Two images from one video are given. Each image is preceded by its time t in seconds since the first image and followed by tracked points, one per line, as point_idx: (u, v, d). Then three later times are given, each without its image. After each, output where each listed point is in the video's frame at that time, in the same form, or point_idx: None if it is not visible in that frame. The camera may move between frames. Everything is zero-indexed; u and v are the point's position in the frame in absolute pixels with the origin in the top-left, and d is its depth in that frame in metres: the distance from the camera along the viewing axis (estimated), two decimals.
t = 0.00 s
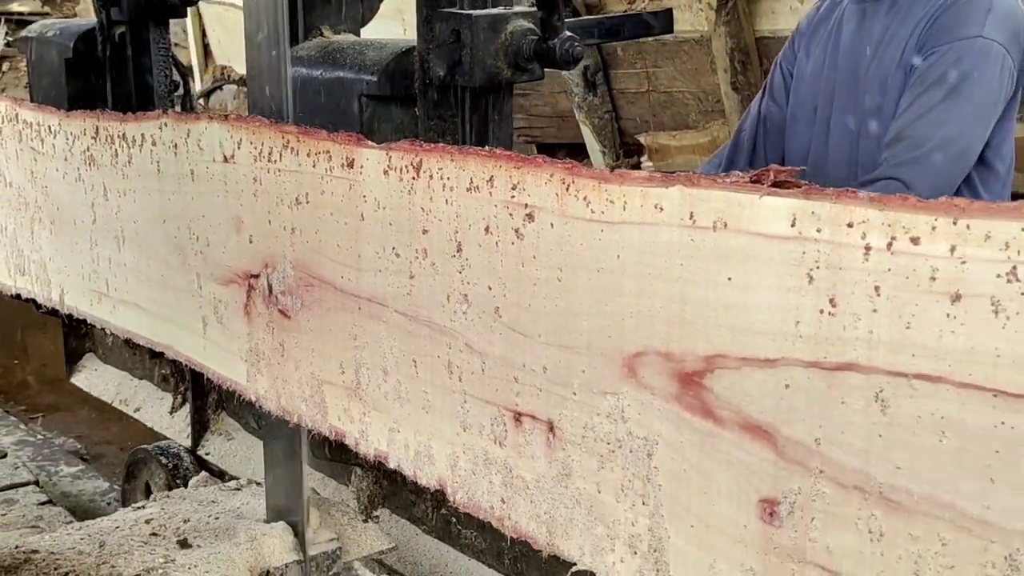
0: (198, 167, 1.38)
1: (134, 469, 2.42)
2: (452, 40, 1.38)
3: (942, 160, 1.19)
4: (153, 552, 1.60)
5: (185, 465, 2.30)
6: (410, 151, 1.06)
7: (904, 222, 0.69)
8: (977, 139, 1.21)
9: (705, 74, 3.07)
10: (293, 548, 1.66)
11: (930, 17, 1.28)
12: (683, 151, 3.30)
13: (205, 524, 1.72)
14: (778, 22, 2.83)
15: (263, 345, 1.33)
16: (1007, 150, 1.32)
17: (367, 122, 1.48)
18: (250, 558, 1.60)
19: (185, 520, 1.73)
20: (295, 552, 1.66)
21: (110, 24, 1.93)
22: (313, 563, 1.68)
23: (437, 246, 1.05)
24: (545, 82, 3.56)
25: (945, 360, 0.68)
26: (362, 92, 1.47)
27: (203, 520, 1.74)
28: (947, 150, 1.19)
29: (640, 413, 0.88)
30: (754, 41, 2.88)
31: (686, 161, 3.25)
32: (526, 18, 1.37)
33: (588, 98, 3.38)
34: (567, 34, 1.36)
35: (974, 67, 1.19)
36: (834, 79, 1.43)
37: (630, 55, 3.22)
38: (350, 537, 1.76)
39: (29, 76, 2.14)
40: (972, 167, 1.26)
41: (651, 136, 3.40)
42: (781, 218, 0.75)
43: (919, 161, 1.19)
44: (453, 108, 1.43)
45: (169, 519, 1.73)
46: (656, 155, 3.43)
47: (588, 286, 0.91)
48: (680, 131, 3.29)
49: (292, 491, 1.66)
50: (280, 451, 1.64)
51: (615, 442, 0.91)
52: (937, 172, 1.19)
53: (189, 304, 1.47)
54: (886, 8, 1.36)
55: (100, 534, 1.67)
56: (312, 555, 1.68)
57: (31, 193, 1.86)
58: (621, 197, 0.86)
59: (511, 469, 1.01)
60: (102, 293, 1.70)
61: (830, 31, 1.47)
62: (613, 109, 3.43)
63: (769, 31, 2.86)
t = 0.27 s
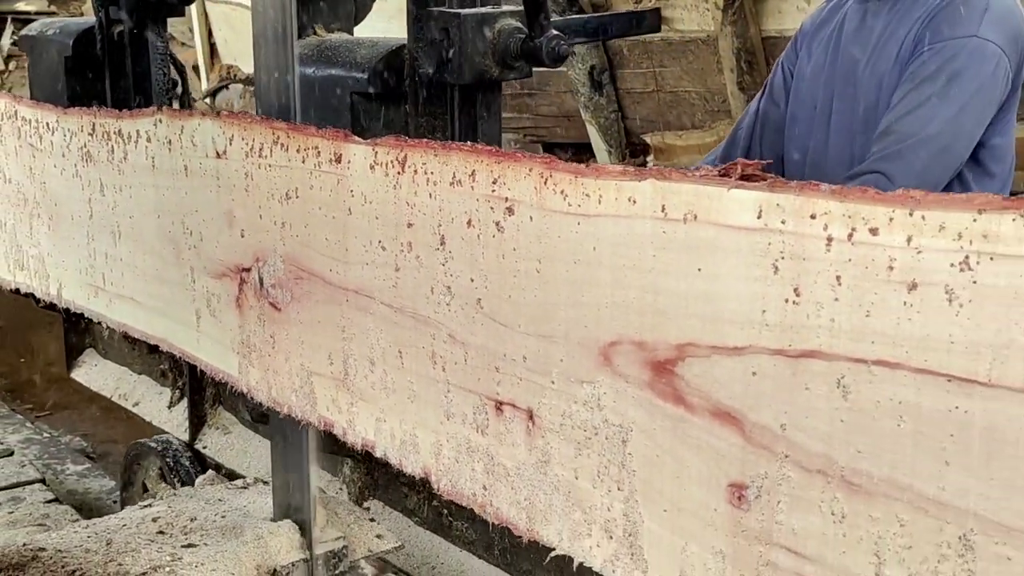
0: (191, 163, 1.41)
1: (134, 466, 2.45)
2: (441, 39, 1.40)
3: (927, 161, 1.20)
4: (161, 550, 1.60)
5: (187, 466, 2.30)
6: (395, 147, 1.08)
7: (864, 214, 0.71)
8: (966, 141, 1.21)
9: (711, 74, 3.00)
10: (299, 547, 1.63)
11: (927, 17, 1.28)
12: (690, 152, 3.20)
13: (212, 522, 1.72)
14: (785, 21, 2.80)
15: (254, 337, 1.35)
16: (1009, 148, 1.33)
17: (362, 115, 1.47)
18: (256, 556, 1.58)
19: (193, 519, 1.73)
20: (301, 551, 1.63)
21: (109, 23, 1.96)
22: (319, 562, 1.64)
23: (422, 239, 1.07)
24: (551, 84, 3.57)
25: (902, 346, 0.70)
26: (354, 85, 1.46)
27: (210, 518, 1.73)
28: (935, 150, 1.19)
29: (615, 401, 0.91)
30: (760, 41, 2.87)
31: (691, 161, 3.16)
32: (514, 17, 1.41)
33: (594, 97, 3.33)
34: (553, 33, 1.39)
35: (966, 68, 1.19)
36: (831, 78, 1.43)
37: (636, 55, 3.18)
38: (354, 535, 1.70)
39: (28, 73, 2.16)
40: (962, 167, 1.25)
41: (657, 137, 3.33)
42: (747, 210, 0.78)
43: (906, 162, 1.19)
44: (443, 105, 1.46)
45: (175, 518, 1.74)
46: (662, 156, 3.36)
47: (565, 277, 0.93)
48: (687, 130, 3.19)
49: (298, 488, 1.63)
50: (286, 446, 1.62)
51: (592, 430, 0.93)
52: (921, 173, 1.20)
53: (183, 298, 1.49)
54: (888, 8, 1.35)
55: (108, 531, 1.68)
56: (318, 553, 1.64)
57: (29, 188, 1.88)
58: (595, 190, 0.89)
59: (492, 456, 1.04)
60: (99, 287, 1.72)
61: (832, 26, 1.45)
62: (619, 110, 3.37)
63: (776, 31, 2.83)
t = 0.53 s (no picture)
0: (190, 160, 1.43)
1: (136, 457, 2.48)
2: (435, 37, 1.43)
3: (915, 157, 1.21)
4: (171, 550, 1.59)
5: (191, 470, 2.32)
6: (386, 143, 1.10)
7: (835, 206, 0.73)
8: (954, 136, 1.22)
9: (719, 73, 3.03)
10: (310, 544, 1.63)
11: (918, 14, 1.30)
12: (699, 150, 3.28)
13: (222, 521, 1.72)
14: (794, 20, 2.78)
15: (251, 330, 1.38)
16: (1001, 147, 1.34)
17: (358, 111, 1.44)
18: (268, 555, 1.59)
19: (203, 518, 1.73)
20: (312, 549, 1.64)
21: (111, 23, 1.98)
22: (330, 561, 1.66)
23: (412, 233, 1.09)
24: (558, 85, 3.61)
25: (871, 335, 0.72)
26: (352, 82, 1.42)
27: (220, 517, 1.74)
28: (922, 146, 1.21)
29: (598, 390, 0.93)
30: (769, 40, 2.84)
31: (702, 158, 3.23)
32: (506, 15, 1.43)
33: (602, 97, 3.34)
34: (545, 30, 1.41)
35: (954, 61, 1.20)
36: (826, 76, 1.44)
37: (645, 54, 3.19)
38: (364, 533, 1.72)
39: (32, 72, 2.19)
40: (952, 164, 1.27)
41: (665, 136, 3.41)
42: (724, 203, 0.80)
43: (894, 157, 1.20)
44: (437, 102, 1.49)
45: (186, 516, 1.73)
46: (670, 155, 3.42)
47: (551, 270, 0.95)
48: (695, 130, 3.28)
49: (309, 486, 1.65)
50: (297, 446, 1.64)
51: (576, 418, 0.95)
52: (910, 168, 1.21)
53: (181, 293, 1.51)
54: (881, 6, 1.37)
55: (120, 529, 1.67)
56: (328, 552, 1.65)
57: (32, 185, 1.91)
58: (579, 184, 0.91)
59: (481, 445, 1.06)
60: (100, 282, 1.75)
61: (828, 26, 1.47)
62: (626, 108, 3.39)
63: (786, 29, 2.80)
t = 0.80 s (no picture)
0: (190, 156, 1.46)
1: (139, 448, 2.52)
2: (432, 35, 1.45)
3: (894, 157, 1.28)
4: (185, 548, 1.63)
5: (192, 458, 2.36)
6: (380, 138, 1.12)
7: (810, 197, 0.75)
8: (927, 126, 1.29)
9: (731, 73, 3.06)
10: (324, 543, 1.66)
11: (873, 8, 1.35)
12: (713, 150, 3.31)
13: (234, 521, 1.75)
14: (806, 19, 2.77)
15: (250, 323, 1.40)
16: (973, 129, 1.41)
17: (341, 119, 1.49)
18: (281, 553, 1.61)
19: (216, 517, 1.77)
20: (326, 547, 1.66)
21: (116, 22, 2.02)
22: (343, 559, 1.66)
23: (405, 227, 1.12)
24: (569, 83, 3.64)
25: (844, 321, 0.75)
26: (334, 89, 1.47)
27: (234, 516, 1.77)
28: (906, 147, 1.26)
29: (584, 378, 0.95)
30: (781, 39, 2.85)
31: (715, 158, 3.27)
32: (501, 14, 1.47)
33: (613, 96, 3.40)
34: (539, 28, 1.45)
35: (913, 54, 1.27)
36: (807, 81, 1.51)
37: (655, 53, 3.23)
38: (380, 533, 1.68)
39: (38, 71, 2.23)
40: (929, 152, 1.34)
41: (677, 136, 3.45)
42: (704, 195, 0.82)
43: (874, 154, 1.29)
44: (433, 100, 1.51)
45: (201, 515, 1.78)
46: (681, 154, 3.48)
47: (539, 261, 0.97)
48: (707, 130, 3.32)
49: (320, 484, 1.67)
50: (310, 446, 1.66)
51: (564, 406, 0.98)
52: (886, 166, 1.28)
53: (183, 287, 1.54)
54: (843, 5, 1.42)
55: (136, 528, 1.72)
56: (341, 551, 1.66)
57: (37, 181, 1.94)
58: (566, 177, 0.93)
59: (472, 434, 1.08)
60: (103, 277, 1.78)
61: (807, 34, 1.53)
62: (637, 107, 3.44)
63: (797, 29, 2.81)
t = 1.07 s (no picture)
0: (192, 152, 1.49)
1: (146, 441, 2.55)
2: (429, 34, 1.47)
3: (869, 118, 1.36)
4: (198, 546, 1.66)
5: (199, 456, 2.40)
6: (375, 134, 1.15)
7: (787, 191, 0.77)
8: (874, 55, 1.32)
9: (742, 73, 2.97)
10: (335, 543, 1.69)
11: None
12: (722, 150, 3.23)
13: (246, 519, 1.78)
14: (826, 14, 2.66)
15: (250, 316, 1.43)
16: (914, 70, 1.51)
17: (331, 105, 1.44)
18: (293, 552, 1.64)
19: (229, 515, 1.79)
20: (338, 547, 1.68)
21: (121, 20, 2.05)
22: (356, 559, 1.69)
23: (400, 221, 1.14)
24: (580, 84, 3.62)
25: (819, 311, 0.77)
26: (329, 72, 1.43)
27: (245, 515, 1.79)
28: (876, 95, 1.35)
29: (571, 368, 0.97)
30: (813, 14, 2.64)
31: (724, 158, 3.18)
32: (498, 12, 1.47)
33: (623, 95, 3.34)
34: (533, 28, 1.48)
35: None
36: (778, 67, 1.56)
37: (666, 53, 3.17)
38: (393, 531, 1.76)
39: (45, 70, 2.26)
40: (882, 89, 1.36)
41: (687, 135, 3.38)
42: (686, 189, 0.84)
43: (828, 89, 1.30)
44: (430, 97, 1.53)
45: (213, 514, 1.80)
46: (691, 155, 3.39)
47: (529, 254, 1.00)
48: (717, 129, 3.22)
49: (332, 485, 1.70)
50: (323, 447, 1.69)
51: (552, 396, 1.00)
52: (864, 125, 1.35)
53: (184, 281, 1.57)
54: None
55: (148, 526, 1.75)
56: (353, 551, 1.69)
57: (42, 178, 1.97)
58: (554, 172, 0.95)
59: (464, 423, 1.10)
60: (107, 271, 1.81)
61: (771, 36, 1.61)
62: (648, 107, 3.37)
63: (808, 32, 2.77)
